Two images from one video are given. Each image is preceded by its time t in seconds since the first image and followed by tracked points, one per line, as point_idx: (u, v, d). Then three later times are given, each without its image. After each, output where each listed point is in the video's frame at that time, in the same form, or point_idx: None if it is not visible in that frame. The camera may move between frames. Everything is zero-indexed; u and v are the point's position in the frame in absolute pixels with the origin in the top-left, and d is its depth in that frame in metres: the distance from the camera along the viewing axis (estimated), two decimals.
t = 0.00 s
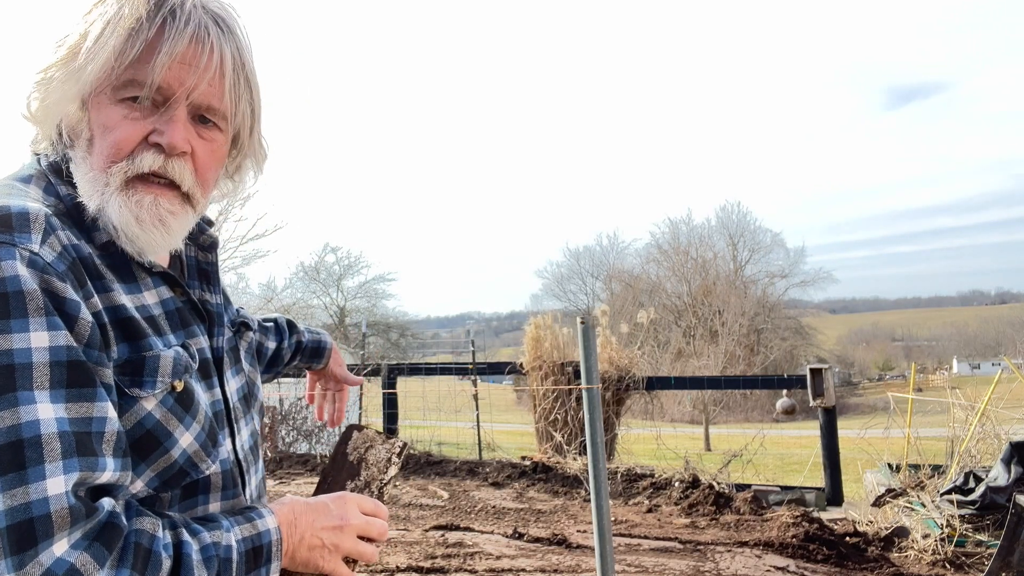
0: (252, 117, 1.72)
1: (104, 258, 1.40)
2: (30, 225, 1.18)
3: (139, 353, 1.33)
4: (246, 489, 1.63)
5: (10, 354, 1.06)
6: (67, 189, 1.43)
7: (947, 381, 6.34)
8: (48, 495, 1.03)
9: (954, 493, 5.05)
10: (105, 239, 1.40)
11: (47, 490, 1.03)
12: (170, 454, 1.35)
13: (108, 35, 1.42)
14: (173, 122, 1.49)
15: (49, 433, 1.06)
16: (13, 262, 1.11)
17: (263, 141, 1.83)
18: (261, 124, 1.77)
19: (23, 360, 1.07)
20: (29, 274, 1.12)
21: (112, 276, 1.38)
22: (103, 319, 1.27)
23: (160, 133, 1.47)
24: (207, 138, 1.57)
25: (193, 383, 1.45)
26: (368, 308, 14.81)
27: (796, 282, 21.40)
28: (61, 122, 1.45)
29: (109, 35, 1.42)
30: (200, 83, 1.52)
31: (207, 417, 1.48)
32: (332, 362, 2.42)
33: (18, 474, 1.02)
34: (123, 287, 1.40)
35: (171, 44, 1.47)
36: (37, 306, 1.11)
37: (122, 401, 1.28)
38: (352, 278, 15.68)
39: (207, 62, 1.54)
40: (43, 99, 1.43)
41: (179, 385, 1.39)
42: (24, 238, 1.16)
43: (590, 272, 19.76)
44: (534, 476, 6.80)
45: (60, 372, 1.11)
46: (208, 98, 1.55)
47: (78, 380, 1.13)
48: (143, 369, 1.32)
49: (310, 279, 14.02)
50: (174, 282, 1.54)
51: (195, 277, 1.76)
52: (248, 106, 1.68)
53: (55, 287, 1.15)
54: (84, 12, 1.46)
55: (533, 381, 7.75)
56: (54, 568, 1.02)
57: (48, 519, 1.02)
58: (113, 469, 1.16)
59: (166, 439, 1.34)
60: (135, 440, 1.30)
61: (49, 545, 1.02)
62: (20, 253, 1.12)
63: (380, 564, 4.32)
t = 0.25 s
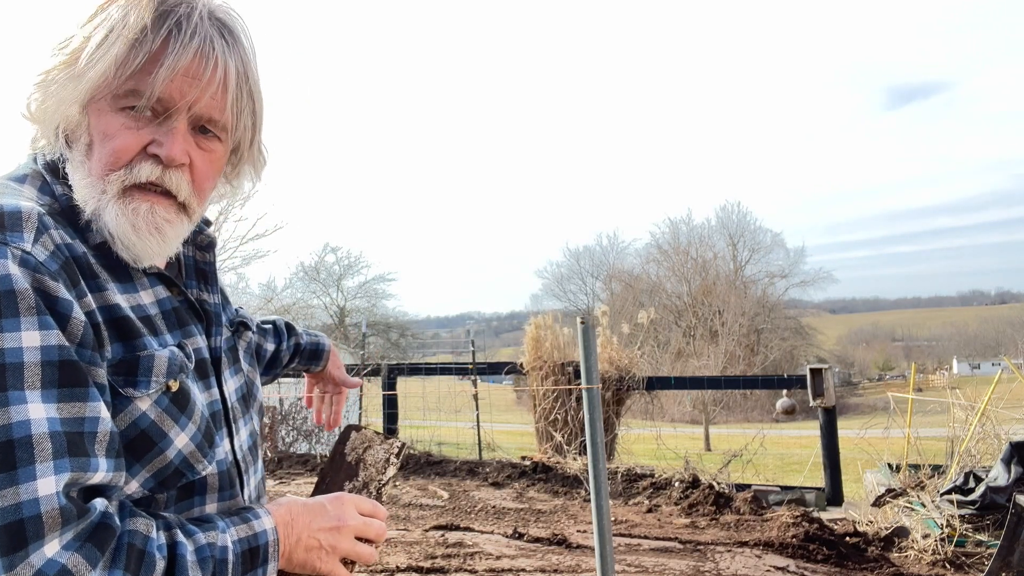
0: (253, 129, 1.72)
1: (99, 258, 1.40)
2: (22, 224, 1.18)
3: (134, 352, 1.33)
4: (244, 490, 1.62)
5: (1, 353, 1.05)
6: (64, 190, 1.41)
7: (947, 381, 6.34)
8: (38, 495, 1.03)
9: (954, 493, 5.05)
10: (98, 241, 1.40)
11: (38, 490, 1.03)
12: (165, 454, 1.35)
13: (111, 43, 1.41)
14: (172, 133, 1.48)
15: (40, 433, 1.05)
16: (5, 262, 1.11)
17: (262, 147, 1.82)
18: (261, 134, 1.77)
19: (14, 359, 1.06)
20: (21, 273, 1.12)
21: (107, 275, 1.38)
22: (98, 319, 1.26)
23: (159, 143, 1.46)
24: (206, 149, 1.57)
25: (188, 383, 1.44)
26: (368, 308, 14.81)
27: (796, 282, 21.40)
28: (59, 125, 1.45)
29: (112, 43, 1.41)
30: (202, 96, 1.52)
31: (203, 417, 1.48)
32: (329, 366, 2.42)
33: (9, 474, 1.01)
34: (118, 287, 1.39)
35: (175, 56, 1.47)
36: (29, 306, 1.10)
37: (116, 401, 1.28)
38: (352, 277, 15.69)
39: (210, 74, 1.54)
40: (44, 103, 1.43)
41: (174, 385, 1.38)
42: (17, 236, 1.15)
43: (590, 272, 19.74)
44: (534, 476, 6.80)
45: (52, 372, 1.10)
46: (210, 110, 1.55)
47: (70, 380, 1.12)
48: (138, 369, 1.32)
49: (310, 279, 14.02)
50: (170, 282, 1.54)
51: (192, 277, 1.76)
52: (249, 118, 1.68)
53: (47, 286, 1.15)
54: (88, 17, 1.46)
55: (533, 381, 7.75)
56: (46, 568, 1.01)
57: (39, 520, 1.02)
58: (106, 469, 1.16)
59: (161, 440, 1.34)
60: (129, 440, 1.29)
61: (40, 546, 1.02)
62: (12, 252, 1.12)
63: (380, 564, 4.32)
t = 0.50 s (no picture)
0: (253, 129, 1.72)
1: (98, 259, 1.39)
2: (20, 227, 1.17)
3: (132, 355, 1.33)
4: (243, 492, 1.62)
5: None
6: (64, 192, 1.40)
7: (947, 381, 6.34)
8: (36, 500, 1.02)
9: (954, 493, 5.05)
10: (99, 241, 1.39)
11: (36, 495, 1.02)
12: (163, 457, 1.35)
13: (110, 41, 1.41)
14: (175, 130, 1.49)
15: (38, 437, 1.05)
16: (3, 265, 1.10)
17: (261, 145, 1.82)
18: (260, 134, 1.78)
19: (13, 363, 1.06)
20: (19, 276, 1.11)
21: (106, 276, 1.38)
22: (96, 322, 1.26)
23: (162, 140, 1.47)
24: (208, 144, 1.58)
25: (187, 385, 1.44)
26: (367, 308, 14.81)
27: (796, 282, 21.40)
28: (58, 125, 1.44)
29: (113, 41, 1.41)
30: (203, 91, 1.52)
31: (202, 420, 1.48)
32: (327, 368, 2.42)
33: (6, 479, 1.01)
34: (117, 288, 1.39)
35: (175, 53, 1.47)
36: (26, 309, 1.10)
37: (114, 404, 1.28)
38: (352, 278, 15.69)
39: (211, 71, 1.54)
40: (43, 103, 1.43)
41: (173, 388, 1.38)
42: (15, 239, 1.15)
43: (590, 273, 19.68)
44: (534, 476, 6.80)
45: (50, 376, 1.10)
46: (211, 105, 1.55)
47: (67, 384, 1.12)
48: (136, 371, 1.32)
49: (310, 279, 14.01)
50: (170, 282, 1.54)
51: (190, 278, 1.75)
52: (249, 116, 1.68)
53: (45, 289, 1.15)
54: (85, 14, 1.45)
55: (533, 381, 7.75)
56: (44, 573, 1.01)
57: (36, 524, 1.02)
58: (103, 473, 1.16)
59: (160, 443, 1.34)
60: (128, 443, 1.29)
61: (38, 550, 1.01)
62: (10, 255, 1.12)
63: (380, 564, 4.32)
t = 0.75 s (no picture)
0: (250, 131, 1.73)
1: (93, 260, 1.38)
2: (15, 229, 1.18)
3: (129, 356, 1.33)
4: (241, 492, 1.62)
5: None
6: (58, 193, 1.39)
7: (947, 381, 6.34)
8: (34, 502, 1.02)
9: (954, 493, 5.05)
10: (95, 242, 1.39)
11: (34, 497, 1.02)
12: (162, 457, 1.35)
13: (108, 45, 1.41)
14: (174, 133, 1.49)
15: (36, 439, 1.05)
16: None
17: (258, 144, 1.82)
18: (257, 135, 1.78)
19: (9, 365, 1.06)
20: (14, 277, 1.11)
21: (103, 277, 1.38)
22: (92, 322, 1.27)
23: (161, 143, 1.47)
24: (207, 146, 1.58)
25: (184, 385, 1.44)
26: (367, 308, 14.80)
27: (796, 282, 21.39)
28: (54, 127, 1.43)
29: (111, 45, 1.41)
30: (202, 95, 1.53)
31: (200, 420, 1.48)
32: (324, 368, 2.42)
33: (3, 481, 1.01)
34: (114, 288, 1.39)
35: (173, 57, 1.46)
36: (22, 311, 1.10)
37: (112, 405, 1.28)
38: (352, 278, 15.68)
39: (209, 74, 1.54)
40: (39, 105, 1.42)
41: (170, 388, 1.38)
42: (10, 241, 1.15)
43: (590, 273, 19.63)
44: (534, 476, 6.80)
45: (47, 376, 1.10)
46: (209, 108, 1.56)
47: (65, 385, 1.12)
48: (133, 372, 1.32)
49: (310, 279, 14.01)
50: (166, 283, 1.54)
51: (188, 277, 1.75)
52: (246, 118, 1.69)
53: (41, 291, 1.15)
54: (82, 16, 1.45)
55: (534, 381, 7.75)
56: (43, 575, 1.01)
57: (34, 526, 1.01)
58: (102, 474, 1.16)
59: (158, 443, 1.34)
60: (125, 444, 1.29)
61: (36, 552, 1.01)
62: (5, 257, 1.12)
63: (380, 564, 4.32)
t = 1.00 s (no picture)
0: (249, 133, 1.73)
1: (92, 261, 1.39)
2: (12, 230, 1.18)
3: (126, 357, 1.33)
4: (239, 492, 1.62)
5: None
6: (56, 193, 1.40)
7: (947, 381, 6.34)
8: (32, 503, 1.02)
9: (954, 493, 5.05)
10: (93, 243, 1.40)
11: (32, 498, 1.02)
12: (159, 458, 1.35)
13: (107, 49, 1.40)
14: (173, 137, 1.49)
15: (34, 441, 1.05)
16: None
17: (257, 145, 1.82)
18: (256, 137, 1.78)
19: (7, 367, 1.05)
20: (11, 279, 1.11)
21: (100, 278, 1.38)
22: (89, 323, 1.27)
23: (160, 147, 1.47)
24: (205, 149, 1.58)
25: (182, 386, 1.44)
26: (367, 308, 14.80)
27: (796, 282, 21.37)
28: (52, 130, 1.43)
29: (110, 49, 1.41)
30: (201, 99, 1.53)
31: (197, 420, 1.48)
32: (321, 368, 2.41)
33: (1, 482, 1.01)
34: (111, 290, 1.39)
35: (172, 62, 1.46)
36: (20, 312, 1.10)
37: (109, 406, 1.28)
38: (352, 278, 15.68)
39: (209, 78, 1.54)
40: (38, 108, 1.42)
41: (168, 389, 1.38)
42: (7, 242, 1.15)
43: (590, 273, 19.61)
44: (534, 476, 6.81)
45: (44, 378, 1.10)
46: (209, 112, 1.55)
47: (62, 386, 1.12)
48: (130, 373, 1.32)
49: (310, 279, 14.02)
50: (163, 283, 1.54)
51: (186, 278, 1.76)
52: (245, 121, 1.69)
53: (38, 292, 1.15)
54: (80, 18, 1.44)
55: (534, 381, 7.75)
56: None
57: (33, 527, 1.01)
58: (100, 475, 1.16)
59: (155, 444, 1.34)
60: (123, 445, 1.29)
61: (34, 554, 1.01)
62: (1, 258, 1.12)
63: (380, 564, 4.32)
